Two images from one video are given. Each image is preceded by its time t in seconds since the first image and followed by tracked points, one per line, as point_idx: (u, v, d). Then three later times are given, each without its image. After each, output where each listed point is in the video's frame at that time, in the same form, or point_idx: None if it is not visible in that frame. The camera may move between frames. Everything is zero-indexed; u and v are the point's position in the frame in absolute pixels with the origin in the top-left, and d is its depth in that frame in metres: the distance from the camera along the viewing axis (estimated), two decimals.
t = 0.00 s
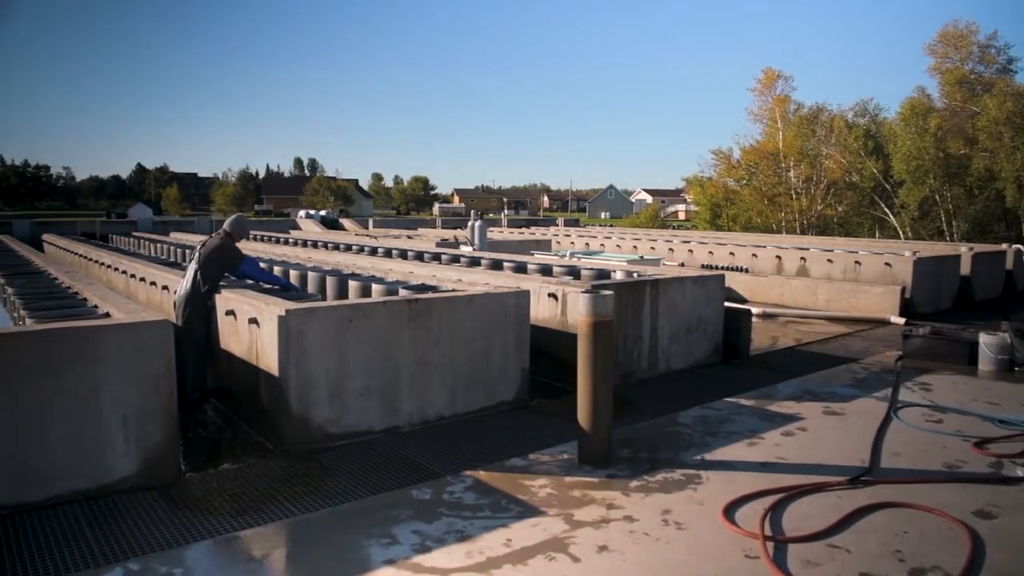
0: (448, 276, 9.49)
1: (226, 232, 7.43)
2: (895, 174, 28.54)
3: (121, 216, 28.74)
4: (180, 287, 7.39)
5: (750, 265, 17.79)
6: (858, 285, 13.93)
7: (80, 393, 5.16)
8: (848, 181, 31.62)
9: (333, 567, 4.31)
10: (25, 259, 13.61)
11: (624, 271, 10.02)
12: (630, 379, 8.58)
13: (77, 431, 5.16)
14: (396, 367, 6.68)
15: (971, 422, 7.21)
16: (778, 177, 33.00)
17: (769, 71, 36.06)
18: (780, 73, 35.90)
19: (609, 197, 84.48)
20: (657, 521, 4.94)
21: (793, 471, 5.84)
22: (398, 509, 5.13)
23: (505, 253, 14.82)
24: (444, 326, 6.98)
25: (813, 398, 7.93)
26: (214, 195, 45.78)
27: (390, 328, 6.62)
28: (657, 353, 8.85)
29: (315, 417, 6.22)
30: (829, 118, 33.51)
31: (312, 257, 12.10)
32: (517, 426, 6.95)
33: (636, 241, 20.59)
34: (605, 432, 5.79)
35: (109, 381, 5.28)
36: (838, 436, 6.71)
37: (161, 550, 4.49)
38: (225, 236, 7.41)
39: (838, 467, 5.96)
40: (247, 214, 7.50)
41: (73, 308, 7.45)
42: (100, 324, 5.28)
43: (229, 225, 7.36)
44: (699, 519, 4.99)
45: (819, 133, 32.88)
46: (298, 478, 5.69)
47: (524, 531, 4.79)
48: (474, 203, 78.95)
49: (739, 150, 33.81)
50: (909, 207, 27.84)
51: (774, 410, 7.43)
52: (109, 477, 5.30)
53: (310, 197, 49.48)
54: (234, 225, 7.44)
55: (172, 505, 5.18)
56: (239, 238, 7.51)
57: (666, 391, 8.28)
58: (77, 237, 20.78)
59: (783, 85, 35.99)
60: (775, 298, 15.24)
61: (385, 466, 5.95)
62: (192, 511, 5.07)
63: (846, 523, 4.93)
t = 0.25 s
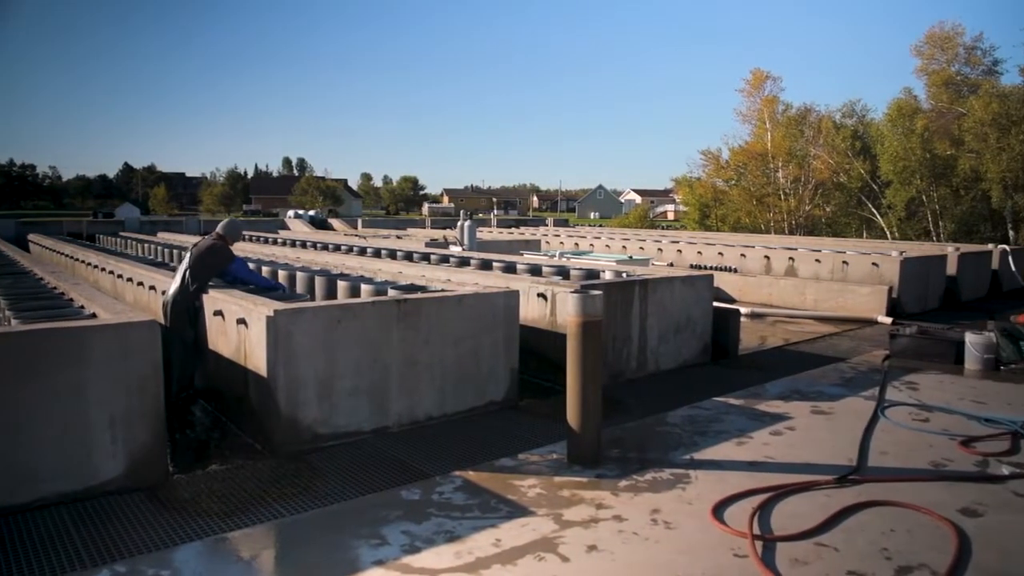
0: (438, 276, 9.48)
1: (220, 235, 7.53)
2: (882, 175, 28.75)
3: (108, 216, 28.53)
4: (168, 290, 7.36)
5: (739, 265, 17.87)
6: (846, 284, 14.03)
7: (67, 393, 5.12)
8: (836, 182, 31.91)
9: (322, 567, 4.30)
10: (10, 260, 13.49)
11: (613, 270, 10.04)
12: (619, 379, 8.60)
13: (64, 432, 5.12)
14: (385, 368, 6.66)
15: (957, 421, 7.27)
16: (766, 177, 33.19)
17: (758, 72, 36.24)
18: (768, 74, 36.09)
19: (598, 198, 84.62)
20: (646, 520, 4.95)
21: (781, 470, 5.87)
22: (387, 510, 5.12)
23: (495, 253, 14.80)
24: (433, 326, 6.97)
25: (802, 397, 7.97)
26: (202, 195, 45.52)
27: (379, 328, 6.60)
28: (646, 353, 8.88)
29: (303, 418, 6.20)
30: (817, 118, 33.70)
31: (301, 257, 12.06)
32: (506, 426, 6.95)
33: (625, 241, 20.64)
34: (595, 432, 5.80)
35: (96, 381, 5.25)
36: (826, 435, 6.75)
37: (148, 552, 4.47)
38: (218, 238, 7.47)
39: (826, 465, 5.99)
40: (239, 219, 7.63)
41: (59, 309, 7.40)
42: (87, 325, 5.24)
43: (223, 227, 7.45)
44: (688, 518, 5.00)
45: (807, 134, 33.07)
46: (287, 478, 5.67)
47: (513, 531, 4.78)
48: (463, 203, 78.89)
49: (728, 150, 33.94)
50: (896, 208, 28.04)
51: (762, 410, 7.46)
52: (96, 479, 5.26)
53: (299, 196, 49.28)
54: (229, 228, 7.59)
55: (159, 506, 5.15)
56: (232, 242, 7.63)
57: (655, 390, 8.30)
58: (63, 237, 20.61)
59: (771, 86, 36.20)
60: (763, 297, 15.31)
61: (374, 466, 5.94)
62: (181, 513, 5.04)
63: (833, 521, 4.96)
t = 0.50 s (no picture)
0: (431, 277, 9.48)
1: (215, 236, 7.54)
2: (875, 175, 28.85)
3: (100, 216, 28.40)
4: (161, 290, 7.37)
5: (732, 265, 17.91)
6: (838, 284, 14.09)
7: (59, 394, 5.10)
8: (828, 182, 32.12)
9: (314, 568, 4.29)
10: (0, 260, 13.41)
11: (606, 271, 10.06)
12: (613, 379, 8.61)
13: (56, 433, 5.09)
14: (379, 368, 6.65)
15: (948, 420, 7.30)
16: (758, 177, 33.33)
17: (750, 73, 36.38)
18: (761, 75, 36.23)
19: (591, 198, 84.71)
20: (639, 520, 4.96)
21: (774, 469, 5.88)
22: (380, 510, 5.11)
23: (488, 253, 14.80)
24: (427, 326, 6.96)
25: (794, 397, 7.99)
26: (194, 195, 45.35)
27: (372, 328, 6.59)
28: (639, 352, 8.89)
29: (296, 419, 6.18)
30: (809, 119, 33.82)
31: (294, 257, 12.03)
32: (500, 426, 6.95)
33: (619, 241, 20.67)
34: (588, 432, 5.81)
35: (88, 382, 5.22)
36: (818, 434, 6.77)
37: (140, 554, 4.44)
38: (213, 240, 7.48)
39: (819, 465, 6.01)
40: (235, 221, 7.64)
41: (51, 309, 7.36)
42: (79, 325, 5.21)
43: (218, 229, 7.47)
44: (681, 517, 5.01)
45: (800, 134, 33.20)
46: (280, 479, 5.66)
47: (507, 531, 4.78)
48: (456, 203, 78.85)
49: (721, 150, 34.03)
50: (888, 208, 28.15)
51: (755, 409, 7.48)
52: (88, 480, 5.24)
53: (292, 196, 49.14)
54: (224, 229, 7.59)
55: (151, 508, 5.12)
56: (228, 244, 7.63)
57: (648, 390, 8.31)
58: (54, 237, 20.48)
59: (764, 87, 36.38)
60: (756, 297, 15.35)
61: (367, 466, 5.92)
62: (173, 514, 5.02)
63: (826, 520, 4.97)
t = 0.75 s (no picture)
0: (418, 277, 9.46)
1: (201, 236, 7.51)
2: (859, 175, 29.07)
3: (84, 216, 28.16)
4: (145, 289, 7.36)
5: (718, 265, 17.99)
6: (823, 284, 14.18)
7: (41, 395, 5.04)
8: (814, 182, 32.34)
9: (300, 570, 4.27)
10: None
11: (593, 270, 10.07)
12: (600, 379, 8.63)
13: (38, 435, 5.04)
14: (365, 368, 6.63)
15: (932, 418, 7.37)
16: (744, 178, 33.51)
17: (737, 73, 36.52)
18: (747, 76, 36.38)
19: (579, 198, 84.82)
20: (626, 519, 4.97)
21: (759, 468, 5.91)
22: (367, 511, 5.09)
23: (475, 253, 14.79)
24: (413, 326, 6.94)
25: (780, 396, 8.04)
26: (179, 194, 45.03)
27: (358, 328, 6.57)
28: (626, 352, 8.91)
29: (282, 419, 6.16)
30: (795, 120, 33.94)
31: (280, 257, 11.97)
32: (487, 426, 6.95)
33: (606, 241, 20.72)
34: (575, 432, 5.81)
35: (71, 383, 5.17)
36: (804, 433, 6.81)
37: (124, 556, 4.41)
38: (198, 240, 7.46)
39: (804, 463, 6.04)
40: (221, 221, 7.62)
41: (33, 309, 7.29)
42: (62, 326, 5.16)
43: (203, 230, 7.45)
44: (667, 517, 5.02)
45: (785, 135, 33.38)
46: (266, 480, 5.63)
47: (494, 531, 4.78)
48: (444, 203, 78.73)
49: (708, 151, 34.17)
50: (873, 208, 28.36)
51: (741, 409, 7.51)
52: (71, 482, 5.19)
53: (278, 196, 48.88)
54: (210, 229, 7.56)
55: (135, 510, 5.08)
56: (214, 244, 7.60)
57: (636, 390, 8.33)
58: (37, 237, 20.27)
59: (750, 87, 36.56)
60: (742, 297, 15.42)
61: (353, 467, 5.91)
62: (158, 516, 4.99)
63: (811, 519, 5.00)
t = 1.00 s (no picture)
0: (401, 277, 9.43)
1: (181, 236, 7.42)
2: (840, 176, 29.32)
3: (63, 216, 27.83)
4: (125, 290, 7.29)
5: (700, 265, 18.09)
6: (804, 284, 14.31)
7: (18, 397, 4.97)
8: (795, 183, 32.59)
9: (282, 571, 4.25)
10: None
11: (576, 271, 10.09)
12: (583, 378, 8.64)
13: (16, 438, 4.97)
14: (348, 369, 6.60)
15: (911, 417, 7.45)
16: (727, 178, 33.71)
17: (719, 74, 36.71)
18: (729, 77, 36.58)
19: (562, 198, 84.89)
20: (609, 519, 4.98)
21: (742, 467, 5.95)
22: (350, 512, 5.07)
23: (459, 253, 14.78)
24: (397, 326, 6.92)
25: (762, 395, 8.09)
26: (160, 194, 44.59)
27: (341, 329, 6.53)
28: (609, 352, 8.94)
29: (264, 420, 6.11)
30: (777, 121, 33.93)
31: (262, 257, 11.89)
32: (470, 426, 6.95)
33: (589, 241, 20.77)
34: (558, 432, 5.82)
35: (48, 385, 5.10)
36: (785, 432, 6.86)
37: (103, 560, 4.36)
38: (178, 240, 7.38)
39: (786, 462, 6.09)
40: (202, 221, 7.54)
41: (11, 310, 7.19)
42: (38, 327, 5.09)
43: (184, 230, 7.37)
44: (651, 515, 5.04)
45: (767, 136, 33.62)
46: (247, 482, 5.58)
47: (477, 531, 4.78)
48: (427, 203, 78.53)
49: (690, 151, 34.35)
50: (854, 209, 28.63)
51: (723, 408, 7.55)
52: (49, 485, 5.12)
53: (260, 196, 48.54)
54: (191, 229, 7.47)
55: (115, 513, 5.02)
56: (194, 245, 7.51)
57: (619, 389, 8.36)
58: (14, 237, 20.00)
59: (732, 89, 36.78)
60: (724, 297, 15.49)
61: (336, 468, 5.88)
62: (138, 519, 4.93)
63: (792, 517, 5.04)
